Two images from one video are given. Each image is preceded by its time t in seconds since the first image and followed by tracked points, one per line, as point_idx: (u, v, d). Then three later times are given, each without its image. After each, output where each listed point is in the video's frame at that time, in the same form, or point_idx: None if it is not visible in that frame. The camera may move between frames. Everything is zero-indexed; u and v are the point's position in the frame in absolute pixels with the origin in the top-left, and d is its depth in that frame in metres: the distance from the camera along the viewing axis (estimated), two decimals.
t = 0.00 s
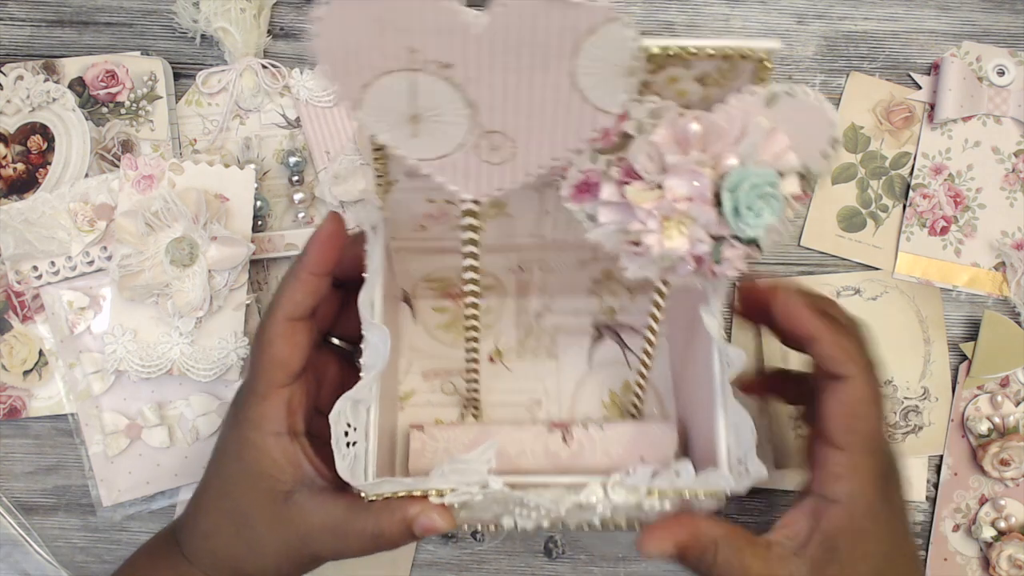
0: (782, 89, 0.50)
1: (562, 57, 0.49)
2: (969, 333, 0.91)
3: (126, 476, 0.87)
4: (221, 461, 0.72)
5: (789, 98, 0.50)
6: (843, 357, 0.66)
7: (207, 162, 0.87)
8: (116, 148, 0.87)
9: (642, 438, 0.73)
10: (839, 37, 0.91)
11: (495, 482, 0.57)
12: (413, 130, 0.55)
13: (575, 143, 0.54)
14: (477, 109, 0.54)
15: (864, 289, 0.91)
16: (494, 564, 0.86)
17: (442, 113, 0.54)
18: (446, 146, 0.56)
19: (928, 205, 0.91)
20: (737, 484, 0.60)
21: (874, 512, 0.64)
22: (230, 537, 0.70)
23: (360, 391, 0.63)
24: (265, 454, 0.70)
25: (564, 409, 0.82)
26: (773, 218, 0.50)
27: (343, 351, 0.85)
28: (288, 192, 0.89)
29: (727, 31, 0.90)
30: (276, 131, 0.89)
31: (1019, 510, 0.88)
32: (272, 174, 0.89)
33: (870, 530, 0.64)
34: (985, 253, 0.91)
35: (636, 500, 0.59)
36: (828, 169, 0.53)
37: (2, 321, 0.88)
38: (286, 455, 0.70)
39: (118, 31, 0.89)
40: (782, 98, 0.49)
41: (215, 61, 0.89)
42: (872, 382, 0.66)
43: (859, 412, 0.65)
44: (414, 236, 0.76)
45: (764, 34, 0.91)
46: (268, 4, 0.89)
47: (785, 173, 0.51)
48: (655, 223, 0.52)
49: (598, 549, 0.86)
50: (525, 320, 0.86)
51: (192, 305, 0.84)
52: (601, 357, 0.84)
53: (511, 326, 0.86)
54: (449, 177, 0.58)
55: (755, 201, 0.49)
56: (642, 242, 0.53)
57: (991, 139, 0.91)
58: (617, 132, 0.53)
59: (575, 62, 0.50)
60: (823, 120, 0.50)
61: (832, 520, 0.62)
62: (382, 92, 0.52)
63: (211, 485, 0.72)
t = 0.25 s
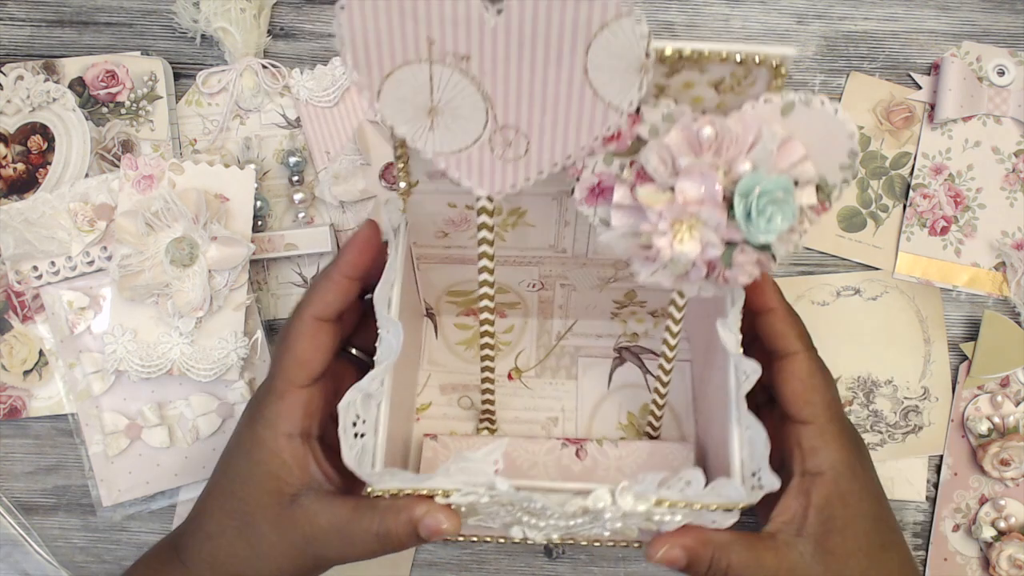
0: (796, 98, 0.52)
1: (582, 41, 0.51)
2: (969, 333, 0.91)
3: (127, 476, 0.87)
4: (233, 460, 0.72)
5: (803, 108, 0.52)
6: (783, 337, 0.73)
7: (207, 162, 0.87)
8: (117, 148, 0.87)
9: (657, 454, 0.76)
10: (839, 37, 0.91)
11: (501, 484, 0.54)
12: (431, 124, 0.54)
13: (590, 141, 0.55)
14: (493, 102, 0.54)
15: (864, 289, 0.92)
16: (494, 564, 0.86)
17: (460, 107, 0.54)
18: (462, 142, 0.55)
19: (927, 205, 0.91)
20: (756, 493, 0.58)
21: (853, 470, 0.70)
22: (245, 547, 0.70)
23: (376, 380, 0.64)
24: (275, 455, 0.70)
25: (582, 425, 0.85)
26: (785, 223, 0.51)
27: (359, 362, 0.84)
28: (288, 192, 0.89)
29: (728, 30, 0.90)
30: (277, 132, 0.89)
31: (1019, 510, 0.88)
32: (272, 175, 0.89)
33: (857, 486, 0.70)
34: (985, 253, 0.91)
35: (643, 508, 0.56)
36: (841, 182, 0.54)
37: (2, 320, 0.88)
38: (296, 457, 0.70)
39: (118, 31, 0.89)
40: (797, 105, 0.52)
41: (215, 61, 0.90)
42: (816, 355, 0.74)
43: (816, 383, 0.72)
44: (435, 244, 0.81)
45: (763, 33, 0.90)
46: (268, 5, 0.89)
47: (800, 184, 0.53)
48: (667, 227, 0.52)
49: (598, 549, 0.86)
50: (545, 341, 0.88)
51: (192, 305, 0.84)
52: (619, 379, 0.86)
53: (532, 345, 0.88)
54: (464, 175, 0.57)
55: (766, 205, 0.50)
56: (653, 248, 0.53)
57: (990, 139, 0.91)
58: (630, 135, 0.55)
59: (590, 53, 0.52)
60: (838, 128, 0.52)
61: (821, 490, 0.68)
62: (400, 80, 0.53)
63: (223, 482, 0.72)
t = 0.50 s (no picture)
0: (778, 63, 0.63)
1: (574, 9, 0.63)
2: (969, 333, 0.93)
3: (127, 476, 0.88)
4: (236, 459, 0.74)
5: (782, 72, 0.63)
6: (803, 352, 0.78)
7: (207, 162, 0.87)
8: (117, 148, 0.87)
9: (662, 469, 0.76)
10: (839, 37, 0.88)
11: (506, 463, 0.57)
12: (440, 91, 0.65)
13: (586, 104, 0.65)
14: (497, 67, 0.64)
15: (864, 289, 0.92)
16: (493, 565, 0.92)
17: (467, 73, 0.64)
18: (471, 109, 0.65)
19: (927, 204, 0.91)
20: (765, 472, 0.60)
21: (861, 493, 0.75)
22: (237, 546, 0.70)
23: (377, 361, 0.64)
24: (269, 458, 0.73)
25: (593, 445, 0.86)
26: (778, 174, 0.58)
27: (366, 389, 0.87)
28: (288, 192, 0.89)
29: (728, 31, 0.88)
30: (276, 131, 0.89)
31: (1019, 510, 0.92)
32: (272, 174, 0.89)
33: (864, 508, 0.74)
34: (984, 253, 0.91)
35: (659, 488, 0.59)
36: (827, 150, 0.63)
37: (2, 321, 0.88)
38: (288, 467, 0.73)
39: (118, 31, 0.87)
40: (779, 68, 0.63)
41: (216, 61, 0.88)
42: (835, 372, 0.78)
43: (834, 401, 0.76)
44: (443, 261, 0.89)
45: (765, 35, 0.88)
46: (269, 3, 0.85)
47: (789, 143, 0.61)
48: (666, 192, 0.59)
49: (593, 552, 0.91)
50: (551, 374, 0.91)
51: (192, 305, 0.84)
52: (628, 409, 0.88)
53: (538, 380, 0.91)
54: (471, 143, 0.66)
55: (759, 159, 0.58)
56: (654, 209, 0.60)
57: (991, 139, 0.90)
58: (625, 102, 0.64)
59: (584, 17, 0.63)
60: (818, 93, 0.62)
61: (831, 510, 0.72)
62: (415, 48, 0.63)
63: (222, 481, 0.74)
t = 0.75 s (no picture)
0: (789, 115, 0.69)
1: (630, 35, 0.67)
2: (969, 333, 0.93)
3: (126, 476, 0.89)
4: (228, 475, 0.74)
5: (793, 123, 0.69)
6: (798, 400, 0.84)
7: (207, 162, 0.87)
8: (117, 148, 0.87)
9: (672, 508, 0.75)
10: (839, 37, 0.88)
11: (551, 447, 0.59)
12: (499, 105, 0.67)
13: (629, 125, 0.68)
14: (553, 87, 0.67)
15: (864, 289, 0.92)
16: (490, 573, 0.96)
17: (525, 90, 0.67)
18: (522, 124, 0.67)
19: (928, 204, 0.91)
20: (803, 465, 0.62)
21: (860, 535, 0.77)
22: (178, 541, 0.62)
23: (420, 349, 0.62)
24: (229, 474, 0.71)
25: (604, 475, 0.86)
26: (795, 200, 0.64)
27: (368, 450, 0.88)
28: (288, 192, 0.89)
29: (728, 31, 0.87)
30: (276, 131, 0.89)
31: (1018, 510, 0.93)
32: (272, 174, 0.89)
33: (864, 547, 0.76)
34: (985, 253, 0.91)
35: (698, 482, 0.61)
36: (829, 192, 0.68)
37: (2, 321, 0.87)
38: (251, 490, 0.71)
39: (118, 31, 0.87)
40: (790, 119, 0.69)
41: (215, 61, 0.88)
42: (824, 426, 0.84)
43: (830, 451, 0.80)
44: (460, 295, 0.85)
45: (765, 34, 0.88)
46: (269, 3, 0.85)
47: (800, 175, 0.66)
48: (697, 208, 0.64)
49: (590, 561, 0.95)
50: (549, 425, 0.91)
51: (192, 305, 0.84)
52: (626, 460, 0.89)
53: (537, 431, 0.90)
54: (518, 156, 0.68)
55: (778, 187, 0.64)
56: (686, 224, 0.64)
57: (991, 139, 0.90)
58: (659, 132, 0.68)
59: (637, 46, 0.67)
60: (823, 141, 0.69)
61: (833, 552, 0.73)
62: (481, 62, 0.66)
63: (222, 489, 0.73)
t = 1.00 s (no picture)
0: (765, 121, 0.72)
1: (599, 65, 0.70)
2: (969, 333, 0.93)
3: (126, 476, 0.89)
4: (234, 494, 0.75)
5: (769, 129, 0.72)
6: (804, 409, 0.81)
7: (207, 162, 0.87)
8: (117, 148, 0.87)
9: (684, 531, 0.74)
10: (839, 37, 0.88)
11: (564, 471, 0.60)
12: (482, 144, 0.70)
13: (609, 148, 0.71)
14: (531, 120, 0.71)
15: (864, 289, 0.92)
16: None
17: (504, 128, 0.70)
18: (507, 160, 0.71)
19: (928, 204, 0.91)
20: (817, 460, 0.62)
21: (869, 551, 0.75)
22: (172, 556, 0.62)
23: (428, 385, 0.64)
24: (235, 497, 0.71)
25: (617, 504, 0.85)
26: (777, 201, 0.68)
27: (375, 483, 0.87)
28: (288, 192, 0.89)
29: (728, 31, 0.87)
30: (276, 131, 0.89)
31: (1019, 510, 0.93)
32: (272, 174, 0.89)
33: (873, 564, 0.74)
34: (985, 253, 0.91)
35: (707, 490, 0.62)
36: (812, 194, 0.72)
37: (2, 321, 0.88)
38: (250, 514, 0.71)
39: (118, 31, 0.87)
40: (766, 124, 0.72)
41: (215, 61, 0.88)
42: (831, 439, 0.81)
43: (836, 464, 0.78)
44: (465, 333, 0.87)
45: (764, 34, 0.88)
46: (269, 3, 0.85)
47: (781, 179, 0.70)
48: (684, 221, 0.68)
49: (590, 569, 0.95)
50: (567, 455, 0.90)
51: (192, 305, 0.84)
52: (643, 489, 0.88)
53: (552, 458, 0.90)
54: (507, 192, 0.71)
55: (760, 193, 0.68)
56: (675, 238, 0.68)
57: (991, 139, 0.90)
58: (641, 152, 0.72)
59: (608, 72, 0.70)
60: (800, 144, 0.72)
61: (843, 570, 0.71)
62: (459, 105, 0.69)
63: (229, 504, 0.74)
